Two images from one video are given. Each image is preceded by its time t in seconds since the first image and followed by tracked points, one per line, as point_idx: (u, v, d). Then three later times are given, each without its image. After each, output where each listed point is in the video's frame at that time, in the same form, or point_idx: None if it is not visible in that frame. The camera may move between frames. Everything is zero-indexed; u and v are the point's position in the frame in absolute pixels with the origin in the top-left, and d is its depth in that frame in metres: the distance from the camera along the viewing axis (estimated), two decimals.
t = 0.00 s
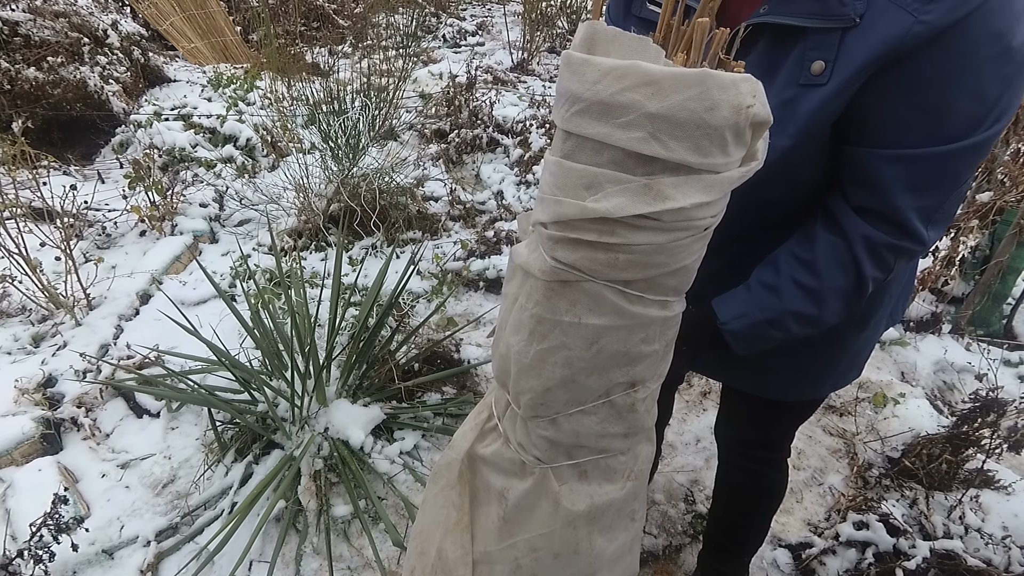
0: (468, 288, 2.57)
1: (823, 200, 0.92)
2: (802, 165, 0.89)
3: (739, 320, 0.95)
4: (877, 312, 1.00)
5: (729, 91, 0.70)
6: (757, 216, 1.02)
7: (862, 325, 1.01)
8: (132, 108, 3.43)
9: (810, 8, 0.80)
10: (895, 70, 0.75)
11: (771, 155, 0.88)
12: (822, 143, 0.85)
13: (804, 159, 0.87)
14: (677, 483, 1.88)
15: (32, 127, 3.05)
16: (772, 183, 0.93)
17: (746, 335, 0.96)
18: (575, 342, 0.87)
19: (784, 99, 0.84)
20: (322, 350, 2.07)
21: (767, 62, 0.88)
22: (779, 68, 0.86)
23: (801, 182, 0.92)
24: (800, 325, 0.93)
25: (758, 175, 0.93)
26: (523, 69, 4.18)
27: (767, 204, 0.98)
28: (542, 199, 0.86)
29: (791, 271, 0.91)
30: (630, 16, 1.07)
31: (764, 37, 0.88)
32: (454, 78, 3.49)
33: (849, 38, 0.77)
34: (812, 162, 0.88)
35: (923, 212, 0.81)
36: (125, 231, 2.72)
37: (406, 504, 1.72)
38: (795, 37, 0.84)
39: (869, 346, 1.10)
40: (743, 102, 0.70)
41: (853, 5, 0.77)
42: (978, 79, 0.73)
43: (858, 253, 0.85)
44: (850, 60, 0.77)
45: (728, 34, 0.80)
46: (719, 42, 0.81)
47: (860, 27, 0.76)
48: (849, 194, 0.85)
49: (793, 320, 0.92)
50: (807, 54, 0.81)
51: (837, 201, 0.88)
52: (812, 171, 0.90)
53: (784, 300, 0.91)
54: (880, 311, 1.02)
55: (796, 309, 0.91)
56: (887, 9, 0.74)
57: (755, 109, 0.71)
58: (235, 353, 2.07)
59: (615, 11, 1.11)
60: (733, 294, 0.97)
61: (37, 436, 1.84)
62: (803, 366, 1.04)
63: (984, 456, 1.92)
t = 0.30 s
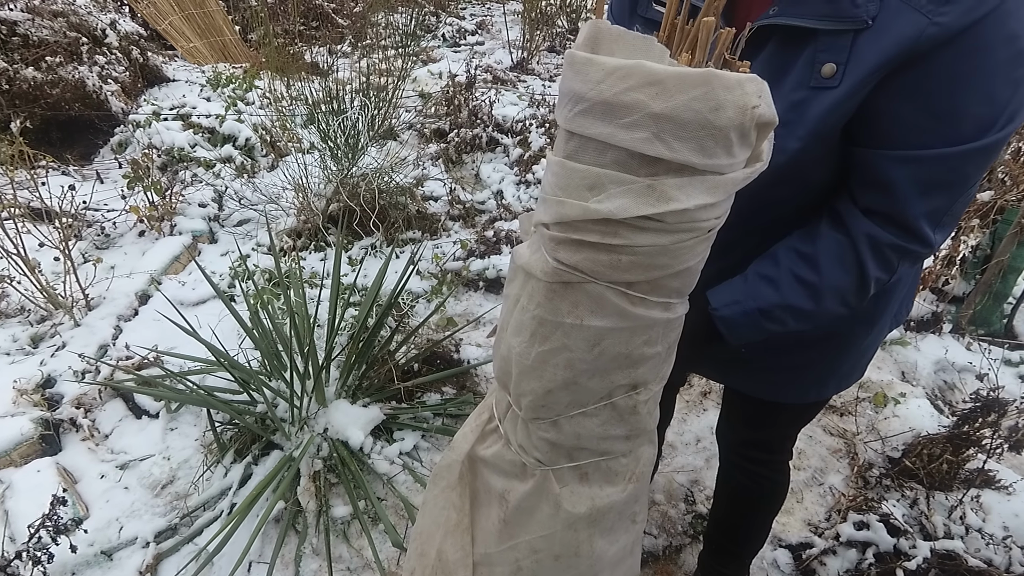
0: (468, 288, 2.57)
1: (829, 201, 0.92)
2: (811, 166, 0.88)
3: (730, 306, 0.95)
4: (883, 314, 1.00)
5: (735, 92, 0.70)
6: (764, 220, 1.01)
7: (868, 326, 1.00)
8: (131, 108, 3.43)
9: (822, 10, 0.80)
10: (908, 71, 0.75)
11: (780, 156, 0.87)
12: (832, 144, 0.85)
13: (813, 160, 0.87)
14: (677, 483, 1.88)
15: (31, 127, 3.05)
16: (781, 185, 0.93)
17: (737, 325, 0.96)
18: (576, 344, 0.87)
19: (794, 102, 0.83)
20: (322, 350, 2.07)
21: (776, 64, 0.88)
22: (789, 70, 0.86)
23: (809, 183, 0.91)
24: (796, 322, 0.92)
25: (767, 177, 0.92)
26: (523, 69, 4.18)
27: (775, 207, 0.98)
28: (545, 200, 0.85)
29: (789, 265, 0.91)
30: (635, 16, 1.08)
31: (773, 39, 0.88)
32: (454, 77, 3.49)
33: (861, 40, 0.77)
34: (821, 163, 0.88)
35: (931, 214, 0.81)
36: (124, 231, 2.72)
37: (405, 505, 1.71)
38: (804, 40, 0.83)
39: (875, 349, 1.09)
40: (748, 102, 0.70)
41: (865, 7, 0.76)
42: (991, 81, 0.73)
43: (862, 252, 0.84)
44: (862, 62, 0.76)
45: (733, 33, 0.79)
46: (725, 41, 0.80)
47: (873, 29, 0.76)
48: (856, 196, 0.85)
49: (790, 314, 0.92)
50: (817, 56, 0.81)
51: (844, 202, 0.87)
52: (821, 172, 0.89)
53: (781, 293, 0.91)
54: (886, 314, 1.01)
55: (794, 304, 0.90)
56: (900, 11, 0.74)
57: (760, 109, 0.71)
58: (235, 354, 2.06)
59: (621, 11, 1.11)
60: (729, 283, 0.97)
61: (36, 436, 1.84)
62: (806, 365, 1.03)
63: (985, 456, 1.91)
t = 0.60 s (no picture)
0: (467, 288, 2.57)
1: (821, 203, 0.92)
2: (803, 167, 0.88)
3: (704, 298, 0.96)
4: (877, 319, 0.99)
5: (730, 95, 0.69)
6: (763, 222, 1.01)
7: (863, 330, 1.00)
8: (130, 108, 3.43)
9: (818, 9, 0.79)
10: (899, 71, 0.74)
11: (773, 157, 0.87)
12: (825, 145, 0.84)
13: (805, 160, 0.86)
14: (677, 483, 1.87)
15: (29, 128, 3.05)
16: (776, 187, 0.93)
17: (712, 320, 0.96)
18: (573, 348, 0.87)
19: (789, 102, 0.83)
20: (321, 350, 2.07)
21: (774, 65, 0.87)
22: (786, 72, 0.86)
23: (803, 184, 0.91)
24: (771, 315, 0.93)
25: (761, 178, 0.92)
26: (522, 68, 4.17)
27: (772, 209, 0.97)
28: (540, 203, 0.85)
29: (767, 261, 0.92)
30: (633, 17, 1.07)
31: (771, 39, 0.87)
32: (453, 77, 3.48)
33: (856, 40, 0.76)
34: (815, 165, 0.87)
35: (912, 215, 0.80)
36: (123, 232, 2.71)
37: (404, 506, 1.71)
38: (802, 40, 0.83)
39: (876, 356, 1.07)
40: (744, 105, 0.70)
41: (861, 6, 0.76)
42: (980, 83, 0.72)
43: (840, 251, 0.85)
44: (855, 63, 0.76)
45: (730, 34, 0.79)
46: (721, 42, 0.79)
47: (868, 28, 0.75)
48: (839, 195, 0.85)
49: (761, 310, 0.93)
50: (813, 56, 0.80)
51: (829, 202, 0.87)
52: (815, 174, 0.89)
53: (756, 287, 0.92)
54: (882, 319, 1.00)
55: (768, 297, 0.91)
56: (895, 10, 0.73)
57: (757, 112, 0.71)
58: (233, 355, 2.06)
59: (620, 13, 1.10)
60: (711, 277, 0.98)
61: (33, 438, 1.84)
62: (795, 365, 1.03)
63: (985, 456, 1.91)
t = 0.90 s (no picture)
0: (467, 288, 2.56)
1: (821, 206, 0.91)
2: (801, 169, 0.88)
3: (711, 301, 0.96)
4: (883, 320, 0.98)
5: (724, 94, 0.69)
6: (761, 224, 1.00)
7: (868, 331, 0.99)
8: (129, 108, 3.43)
9: (809, 10, 0.79)
10: (894, 72, 0.74)
11: (770, 159, 0.87)
12: (821, 147, 0.84)
13: (803, 161, 0.86)
14: (677, 483, 1.87)
15: (28, 128, 3.05)
16: (773, 189, 0.92)
17: (719, 327, 0.96)
18: (569, 348, 0.86)
19: (782, 104, 0.83)
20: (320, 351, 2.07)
21: (767, 66, 0.87)
22: (779, 74, 0.85)
23: (801, 186, 0.91)
24: (776, 319, 0.92)
25: (758, 180, 0.92)
26: (522, 67, 4.17)
27: (770, 212, 0.97)
28: (535, 203, 0.84)
29: (772, 266, 0.91)
30: (626, 18, 1.07)
31: (764, 39, 0.87)
32: (452, 76, 3.48)
33: (848, 41, 0.76)
34: (812, 166, 0.87)
35: (916, 217, 0.80)
36: (122, 232, 2.71)
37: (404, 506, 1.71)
38: (793, 41, 0.83)
39: (882, 356, 1.07)
40: (738, 103, 0.69)
41: (852, 6, 0.76)
42: (978, 82, 0.72)
43: (844, 255, 0.84)
44: (848, 64, 0.76)
45: (723, 34, 0.78)
46: (714, 42, 0.79)
47: (859, 29, 0.75)
48: (840, 197, 0.84)
49: (768, 316, 0.92)
50: (805, 57, 0.80)
51: (830, 204, 0.87)
52: (813, 175, 0.88)
53: (761, 293, 0.92)
54: (887, 320, 0.99)
55: (772, 302, 0.91)
56: (887, 10, 0.73)
57: (751, 110, 0.70)
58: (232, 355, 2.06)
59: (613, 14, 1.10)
60: (714, 284, 0.98)
61: (33, 439, 1.83)
62: (799, 368, 1.03)
63: (985, 456, 1.91)
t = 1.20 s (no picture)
0: (466, 288, 2.56)
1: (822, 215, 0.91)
2: (799, 178, 0.87)
3: (729, 338, 0.96)
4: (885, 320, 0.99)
5: (722, 93, 0.69)
6: (758, 231, 1.00)
7: (871, 333, 0.99)
8: (127, 107, 3.44)
9: (805, 21, 0.78)
10: (890, 84, 0.74)
11: (767, 171, 0.87)
12: (818, 157, 0.84)
13: (801, 172, 0.86)
14: (676, 483, 1.87)
15: (26, 128, 3.04)
16: (771, 198, 0.92)
17: (734, 352, 0.97)
18: (568, 347, 0.86)
19: (777, 115, 0.83)
20: (318, 351, 2.08)
21: (761, 74, 0.86)
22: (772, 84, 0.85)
23: (800, 195, 0.91)
24: (788, 338, 0.92)
25: (756, 191, 0.92)
26: (521, 67, 4.16)
27: (768, 219, 0.97)
28: (534, 203, 0.84)
29: (782, 288, 0.91)
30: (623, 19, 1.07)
31: (757, 49, 0.87)
32: (451, 76, 3.48)
33: (842, 52, 0.76)
34: (810, 175, 0.87)
35: (921, 228, 0.80)
36: (120, 232, 2.70)
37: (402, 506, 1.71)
38: (788, 49, 0.82)
39: (881, 353, 1.07)
40: (736, 103, 0.69)
41: (845, 19, 0.75)
42: (975, 91, 0.72)
43: (853, 271, 0.84)
44: (843, 76, 0.76)
45: (720, 34, 0.78)
46: (711, 42, 0.79)
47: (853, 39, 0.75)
48: (844, 210, 0.84)
49: (785, 337, 0.92)
50: (799, 68, 0.80)
51: (833, 216, 0.87)
52: (811, 184, 0.88)
53: (775, 317, 0.92)
54: (890, 321, 1.00)
55: (783, 321, 0.91)
56: (880, 22, 0.73)
57: (748, 110, 0.70)
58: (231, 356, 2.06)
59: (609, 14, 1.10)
60: (726, 311, 0.98)
61: (30, 440, 1.82)
62: (807, 376, 1.03)
63: (982, 455, 1.90)
